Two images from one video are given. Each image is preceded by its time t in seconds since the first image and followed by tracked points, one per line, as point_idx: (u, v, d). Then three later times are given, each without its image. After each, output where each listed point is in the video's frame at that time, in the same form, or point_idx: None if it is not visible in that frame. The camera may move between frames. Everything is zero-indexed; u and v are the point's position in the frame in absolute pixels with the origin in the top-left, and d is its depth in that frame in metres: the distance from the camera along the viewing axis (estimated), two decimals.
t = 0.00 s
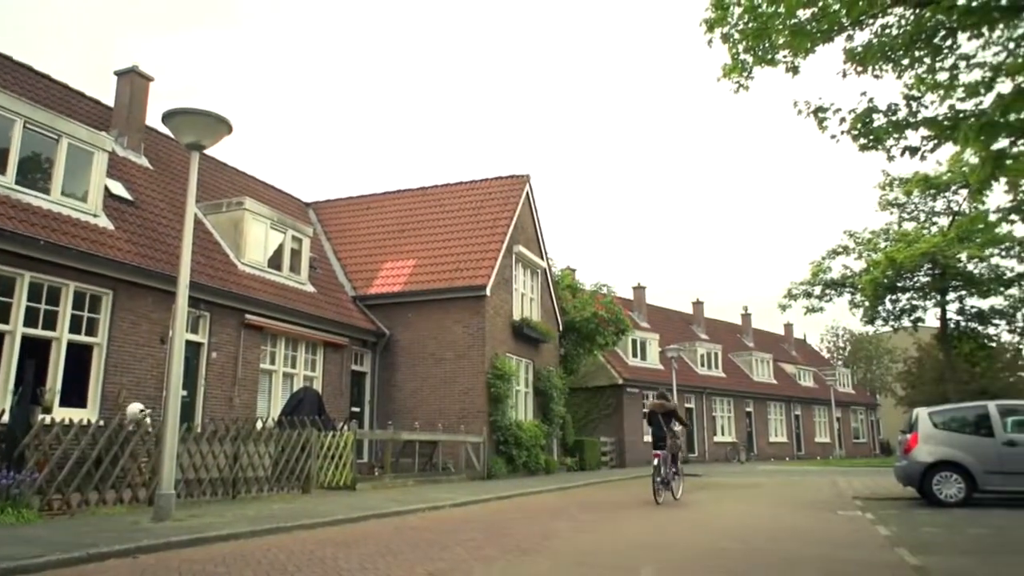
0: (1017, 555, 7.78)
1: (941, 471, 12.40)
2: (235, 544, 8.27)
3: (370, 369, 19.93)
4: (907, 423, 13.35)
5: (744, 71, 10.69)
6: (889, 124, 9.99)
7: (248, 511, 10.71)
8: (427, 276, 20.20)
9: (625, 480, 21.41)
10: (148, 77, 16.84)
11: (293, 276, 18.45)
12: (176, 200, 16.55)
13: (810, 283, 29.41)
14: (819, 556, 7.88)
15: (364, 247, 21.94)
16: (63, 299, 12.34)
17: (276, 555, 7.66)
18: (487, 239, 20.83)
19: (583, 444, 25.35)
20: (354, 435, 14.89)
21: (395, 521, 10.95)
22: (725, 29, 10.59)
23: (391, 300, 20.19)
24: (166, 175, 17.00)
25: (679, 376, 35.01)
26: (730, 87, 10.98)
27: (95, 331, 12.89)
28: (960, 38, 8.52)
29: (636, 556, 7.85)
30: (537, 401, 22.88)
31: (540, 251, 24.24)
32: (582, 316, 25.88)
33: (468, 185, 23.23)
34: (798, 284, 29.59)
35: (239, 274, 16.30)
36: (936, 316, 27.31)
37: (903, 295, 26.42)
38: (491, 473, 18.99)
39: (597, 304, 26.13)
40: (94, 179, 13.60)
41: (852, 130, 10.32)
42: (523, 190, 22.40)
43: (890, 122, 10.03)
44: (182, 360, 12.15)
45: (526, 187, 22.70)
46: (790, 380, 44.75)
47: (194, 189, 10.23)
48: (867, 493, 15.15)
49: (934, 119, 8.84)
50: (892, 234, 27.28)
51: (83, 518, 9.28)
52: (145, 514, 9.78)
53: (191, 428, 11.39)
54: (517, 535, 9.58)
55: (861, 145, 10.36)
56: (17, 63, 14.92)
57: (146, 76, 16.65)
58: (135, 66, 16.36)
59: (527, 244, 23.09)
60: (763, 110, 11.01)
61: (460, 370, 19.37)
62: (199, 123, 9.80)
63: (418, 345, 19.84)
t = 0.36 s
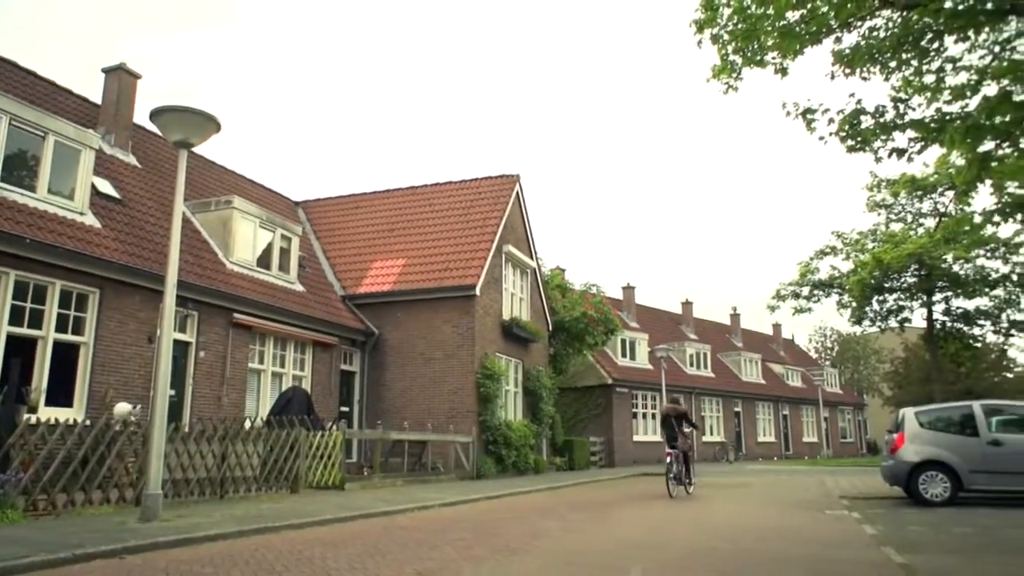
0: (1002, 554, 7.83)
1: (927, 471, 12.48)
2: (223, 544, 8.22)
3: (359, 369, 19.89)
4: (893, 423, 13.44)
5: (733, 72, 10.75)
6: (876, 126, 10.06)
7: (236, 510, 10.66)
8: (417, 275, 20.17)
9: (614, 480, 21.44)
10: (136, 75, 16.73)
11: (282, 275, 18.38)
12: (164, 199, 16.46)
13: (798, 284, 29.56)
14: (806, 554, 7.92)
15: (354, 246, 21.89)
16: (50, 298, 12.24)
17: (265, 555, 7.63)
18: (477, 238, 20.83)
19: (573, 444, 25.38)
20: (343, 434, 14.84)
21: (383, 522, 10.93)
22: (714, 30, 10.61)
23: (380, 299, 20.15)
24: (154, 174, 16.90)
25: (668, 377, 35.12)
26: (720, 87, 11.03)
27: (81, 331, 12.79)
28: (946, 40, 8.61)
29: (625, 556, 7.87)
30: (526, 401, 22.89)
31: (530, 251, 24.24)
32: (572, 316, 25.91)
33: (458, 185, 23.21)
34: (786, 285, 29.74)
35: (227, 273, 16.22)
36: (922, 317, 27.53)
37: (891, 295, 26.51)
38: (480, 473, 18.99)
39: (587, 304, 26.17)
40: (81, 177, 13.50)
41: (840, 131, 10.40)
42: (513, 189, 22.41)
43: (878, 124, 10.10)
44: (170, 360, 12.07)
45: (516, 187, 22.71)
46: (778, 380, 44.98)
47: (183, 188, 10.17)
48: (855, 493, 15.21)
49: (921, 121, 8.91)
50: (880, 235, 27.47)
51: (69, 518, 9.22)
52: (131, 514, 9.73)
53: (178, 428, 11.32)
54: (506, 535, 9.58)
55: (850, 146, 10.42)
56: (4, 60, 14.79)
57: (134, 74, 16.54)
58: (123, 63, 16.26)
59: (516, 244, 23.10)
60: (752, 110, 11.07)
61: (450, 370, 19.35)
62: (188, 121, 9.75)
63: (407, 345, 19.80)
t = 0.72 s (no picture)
0: (987, 553, 7.88)
1: (916, 470, 12.56)
2: (212, 544, 8.19)
3: (349, 368, 19.85)
4: (881, 423, 13.51)
5: (723, 73, 10.81)
6: (866, 127, 10.11)
7: (225, 510, 10.62)
8: (408, 274, 20.14)
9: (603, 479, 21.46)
10: (124, 73, 16.64)
11: (272, 274, 18.32)
12: (153, 197, 16.37)
13: (788, 284, 29.69)
14: (793, 554, 7.95)
15: (344, 245, 21.84)
16: (37, 297, 12.14)
17: (255, 556, 7.61)
18: (467, 238, 20.82)
19: (562, 443, 25.42)
20: (333, 434, 14.80)
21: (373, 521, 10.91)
22: (705, 31, 10.63)
23: (371, 299, 20.11)
24: (143, 172, 16.81)
25: (658, 376, 35.22)
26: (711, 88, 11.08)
27: (69, 330, 12.71)
28: (934, 43, 8.67)
29: (615, 555, 7.89)
30: (517, 401, 22.90)
31: (520, 250, 24.24)
32: (562, 316, 25.93)
33: (449, 184, 23.20)
34: (776, 285, 29.86)
35: (217, 272, 16.15)
36: (910, 317, 27.69)
37: (879, 296, 26.61)
38: (470, 472, 18.99)
39: (577, 304, 26.19)
40: (69, 174, 13.42)
41: (830, 132, 10.45)
42: (504, 189, 22.41)
43: (867, 125, 10.15)
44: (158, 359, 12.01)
45: (506, 187, 22.70)
46: (767, 380, 45.15)
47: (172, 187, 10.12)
48: (843, 492, 15.30)
49: (909, 123, 8.96)
50: (868, 236, 27.62)
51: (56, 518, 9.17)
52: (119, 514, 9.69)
53: (167, 427, 11.26)
54: (496, 534, 9.57)
55: (839, 148, 10.46)
56: None
57: (123, 72, 16.45)
58: (111, 61, 16.17)
59: (507, 244, 23.09)
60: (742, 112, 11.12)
61: (440, 370, 19.33)
62: (177, 119, 9.70)
63: (397, 345, 19.77)
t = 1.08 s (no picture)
0: (974, 552, 7.92)
1: (904, 469, 12.64)
2: (200, 544, 8.16)
3: (340, 368, 19.82)
4: (871, 423, 13.58)
5: (715, 74, 10.85)
6: (855, 129, 10.15)
7: (215, 510, 10.59)
8: (399, 274, 20.11)
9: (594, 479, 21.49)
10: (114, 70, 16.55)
11: (263, 273, 18.26)
12: (143, 196, 16.30)
13: (778, 284, 29.81)
14: (783, 553, 7.97)
15: (336, 245, 21.80)
16: (25, 295, 12.06)
17: (244, 556, 7.59)
18: (459, 237, 20.80)
19: (554, 443, 25.44)
20: (324, 434, 14.76)
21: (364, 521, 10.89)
22: (697, 32, 10.65)
23: (362, 298, 20.07)
24: (133, 171, 16.74)
25: (649, 376, 35.32)
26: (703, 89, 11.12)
27: (57, 329, 12.64)
28: (923, 45, 8.72)
29: (605, 554, 7.89)
30: (508, 400, 22.91)
31: (512, 250, 24.25)
32: (554, 316, 25.96)
33: (441, 183, 23.18)
34: (766, 286, 29.97)
35: (207, 270, 16.08)
36: (899, 318, 27.84)
37: (868, 296, 26.73)
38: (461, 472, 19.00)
39: (569, 304, 26.24)
40: (57, 172, 13.33)
41: (820, 133, 10.48)
42: (496, 188, 22.41)
43: (857, 126, 10.19)
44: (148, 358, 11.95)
45: (498, 186, 22.70)
46: (757, 380, 45.32)
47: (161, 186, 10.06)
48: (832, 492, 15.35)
49: (898, 125, 9.00)
50: (858, 237, 27.75)
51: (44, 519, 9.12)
52: (107, 514, 9.65)
53: (157, 427, 11.21)
54: (486, 534, 9.58)
55: (829, 149, 10.52)
56: None
57: (113, 69, 16.35)
58: (101, 59, 16.08)
59: (498, 243, 23.09)
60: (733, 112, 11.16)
61: (432, 370, 19.32)
62: (168, 117, 9.66)
63: (388, 345, 19.74)
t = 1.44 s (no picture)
0: (966, 551, 7.95)
1: (896, 469, 12.69)
2: (193, 544, 8.14)
3: (334, 368, 19.79)
4: (863, 423, 13.62)
5: (708, 74, 10.87)
6: (848, 130, 10.18)
7: (207, 510, 10.56)
8: (393, 274, 20.08)
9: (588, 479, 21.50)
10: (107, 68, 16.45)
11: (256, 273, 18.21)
12: (135, 194, 16.22)
13: (771, 285, 29.89)
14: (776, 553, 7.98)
15: (329, 244, 21.75)
16: (16, 294, 12.00)
17: (237, 556, 7.57)
18: (453, 237, 20.79)
19: (547, 443, 25.45)
20: (317, 434, 14.73)
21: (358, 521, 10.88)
22: (690, 33, 10.67)
23: (356, 298, 20.03)
24: (125, 169, 16.67)
25: (642, 376, 35.37)
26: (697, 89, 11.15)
27: (49, 328, 12.58)
28: (916, 46, 8.75)
29: (598, 554, 7.90)
30: (501, 400, 22.91)
31: (506, 250, 24.24)
32: (548, 316, 25.98)
33: (434, 183, 23.15)
34: (759, 286, 30.04)
35: (200, 270, 16.03)
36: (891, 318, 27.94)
37: (861, 297, 26.80)
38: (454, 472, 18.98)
39: (562, 304, 26.26)
40: (49, 172, 13.28)
41: (813, 134, 10.51)
42: (490, 188, 22.40)
43: (850, 127, 10.21)
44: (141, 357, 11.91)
45: (492, 186, 22.69)
46: (750, 380, 45.41)
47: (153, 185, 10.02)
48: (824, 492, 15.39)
49: (891, 126, 9.03)
50: (851, 238, 27.85)
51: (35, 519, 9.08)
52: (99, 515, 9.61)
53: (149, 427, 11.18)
54: (480, 534, 9.57)
55: (822, 150, 10.56)
56: None
57: (105, 67, 16.26)
58: (93, 57, 15.99)
59: (492, 243, 23.08)
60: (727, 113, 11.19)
61: (425, 370, 19.30)
62: (160, 116, 9.63)
63: (382, 344, 19.72)
